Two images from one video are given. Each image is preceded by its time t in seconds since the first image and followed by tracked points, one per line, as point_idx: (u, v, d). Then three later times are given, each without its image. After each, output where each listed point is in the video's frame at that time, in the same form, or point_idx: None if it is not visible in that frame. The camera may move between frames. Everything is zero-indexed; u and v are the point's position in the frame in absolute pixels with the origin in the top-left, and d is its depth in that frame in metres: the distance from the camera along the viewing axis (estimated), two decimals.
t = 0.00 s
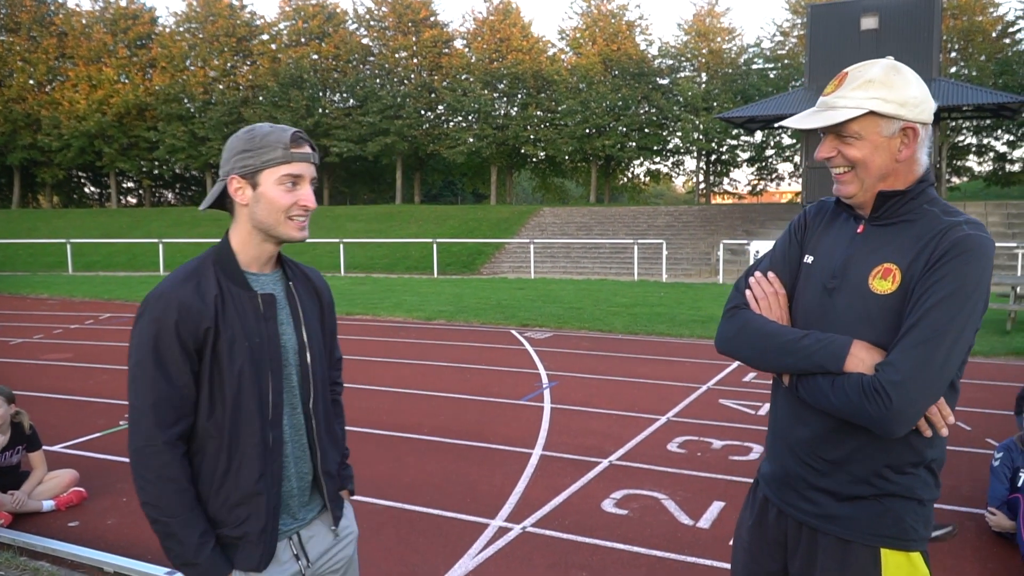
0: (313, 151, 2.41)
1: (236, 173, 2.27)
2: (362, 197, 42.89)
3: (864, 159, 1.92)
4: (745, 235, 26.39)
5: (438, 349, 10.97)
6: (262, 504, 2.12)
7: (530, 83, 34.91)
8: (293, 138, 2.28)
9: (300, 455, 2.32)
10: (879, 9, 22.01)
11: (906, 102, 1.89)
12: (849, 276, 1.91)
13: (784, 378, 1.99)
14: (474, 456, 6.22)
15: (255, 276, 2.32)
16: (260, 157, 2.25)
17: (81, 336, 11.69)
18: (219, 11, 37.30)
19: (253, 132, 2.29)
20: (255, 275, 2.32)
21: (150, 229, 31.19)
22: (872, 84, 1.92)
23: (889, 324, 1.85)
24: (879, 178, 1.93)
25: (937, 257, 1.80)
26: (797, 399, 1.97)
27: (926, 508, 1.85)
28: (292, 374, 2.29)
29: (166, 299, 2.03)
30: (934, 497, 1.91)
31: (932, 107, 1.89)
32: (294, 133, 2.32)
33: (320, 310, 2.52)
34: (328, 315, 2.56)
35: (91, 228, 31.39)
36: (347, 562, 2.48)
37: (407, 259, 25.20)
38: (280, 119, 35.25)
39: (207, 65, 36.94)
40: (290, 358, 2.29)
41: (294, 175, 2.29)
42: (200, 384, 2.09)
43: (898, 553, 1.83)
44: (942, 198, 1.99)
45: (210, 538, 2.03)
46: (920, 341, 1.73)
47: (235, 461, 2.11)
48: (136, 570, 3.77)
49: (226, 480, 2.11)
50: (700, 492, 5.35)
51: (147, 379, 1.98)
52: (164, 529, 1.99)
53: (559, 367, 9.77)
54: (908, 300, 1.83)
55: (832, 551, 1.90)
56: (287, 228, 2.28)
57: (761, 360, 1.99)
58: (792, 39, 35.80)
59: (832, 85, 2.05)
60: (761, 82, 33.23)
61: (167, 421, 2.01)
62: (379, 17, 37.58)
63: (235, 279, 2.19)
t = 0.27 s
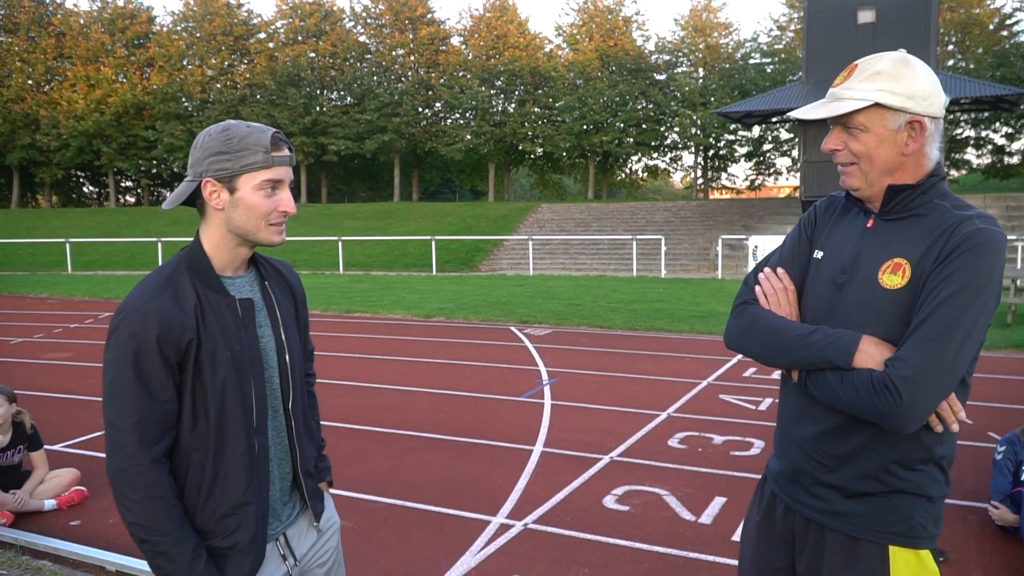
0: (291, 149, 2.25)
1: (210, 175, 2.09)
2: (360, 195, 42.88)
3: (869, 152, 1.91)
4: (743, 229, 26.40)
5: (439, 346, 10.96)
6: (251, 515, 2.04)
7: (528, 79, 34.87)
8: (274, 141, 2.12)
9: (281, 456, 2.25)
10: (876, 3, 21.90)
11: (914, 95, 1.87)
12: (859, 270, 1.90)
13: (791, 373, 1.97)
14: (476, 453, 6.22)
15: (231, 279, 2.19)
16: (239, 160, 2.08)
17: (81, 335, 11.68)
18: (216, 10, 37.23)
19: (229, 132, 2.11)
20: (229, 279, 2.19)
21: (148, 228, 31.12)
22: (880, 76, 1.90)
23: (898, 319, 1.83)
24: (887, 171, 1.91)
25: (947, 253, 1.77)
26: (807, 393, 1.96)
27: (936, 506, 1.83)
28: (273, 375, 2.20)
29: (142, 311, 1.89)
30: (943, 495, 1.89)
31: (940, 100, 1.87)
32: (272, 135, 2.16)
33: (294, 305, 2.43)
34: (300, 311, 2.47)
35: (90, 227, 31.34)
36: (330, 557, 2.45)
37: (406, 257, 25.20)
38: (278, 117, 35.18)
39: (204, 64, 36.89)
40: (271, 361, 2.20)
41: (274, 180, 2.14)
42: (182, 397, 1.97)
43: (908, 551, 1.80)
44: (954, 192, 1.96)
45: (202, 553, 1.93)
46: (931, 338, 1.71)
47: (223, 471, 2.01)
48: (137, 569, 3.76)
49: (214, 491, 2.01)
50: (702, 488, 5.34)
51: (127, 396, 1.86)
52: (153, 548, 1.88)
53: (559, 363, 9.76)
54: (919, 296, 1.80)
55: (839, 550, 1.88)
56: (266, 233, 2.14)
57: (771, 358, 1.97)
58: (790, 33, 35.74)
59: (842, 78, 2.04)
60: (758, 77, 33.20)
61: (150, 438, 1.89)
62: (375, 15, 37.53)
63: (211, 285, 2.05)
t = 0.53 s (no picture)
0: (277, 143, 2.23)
1: (195, 173, 2.07)
2: (362, 192, 42.89)
3: (875, 156, 1.91)
4: (745, 230, 26.39)
5: (440, 344, 10.97)
6: (253, 512, 2.04)
7: (530, 78, 34.86)
8: (257, 136, 2.10)
9: (284, 454, 2.25)
10: (880, 5, 21.88)
11: (921, 98, 1.86)
12: (867, 271, 1.90)
13: (799, 374, 1.96)
14: (477, 452, 6.22)
15: (223, 277, 2.18)
16: (224, 156, 2.06)
17: (82, 331, 11.69)
18: (218, 6, 37.20)
19: (212, 128, 2.09)
20: (222, 276, 2.17)
21: (149, 224, 31.13)
22: (885, 79, 1.90)
23: (904, 321, 1.83)
24: (894, 175, 1.91)
25: (953, 256, 1.77)
26: (813, 394, 1.95)
27: (941, 506, 1.84)
28: (271, 373, 2.20)
29: (134, 313, 1.90)
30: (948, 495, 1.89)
31: (946, 103, 1.87)
32: (257, 130, 2.14)
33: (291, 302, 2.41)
34: (298, 307, 2.46)
35: (91, 223, 31.35)
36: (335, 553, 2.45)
37: (408, 255, 25.21)
38: (280, 114, 35.20)
39: (207, 60, 36.88)
40: (268, 358, 2.19)
41: (260, 175, 2.12)
42: (177, 396, 1.98)
43: (913, 552, 1.81)
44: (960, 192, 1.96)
45: (205, 552, 1.94)
46: (935, 342, 1.71)
47: (223, 470, 2.02)
48: (137, 566, 3.76)
49: (215, 489, 2.02)
50: (702, 487, 5.34)
51: (121, 398, 1.87)
52: (154, 548, 1.89)
53: (560, 362, 9.77)
54: (925, 298, 1.80)
55: (843, 552, 1.88)
56: (254, 229, 2.12)
57: (777, 360, 1.97)
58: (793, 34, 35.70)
59: (847, 80, 2.03)
60: (761, 78, 33.15)
61: (147, 439, 1.90)
62: (378, 12, 37.45)
63: (203, 283, 2.05)
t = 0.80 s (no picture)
0: (276, 142, 2.23)
1: (198, 172, 2.08)
2: (361, 191, 42.85)
3: (876, 157, 1.92)
4: (745, 230, 26.39)
5: (440, 344, 10.96)
6: (253, 508, 2.04)
7: (530, 77, 34.87)
8: (256, 134, 2.10)
9: (291, 452, 2.24)
10: (879, 5, 21.87)
11: (921, 100, 1.87)
12: (869, 272, 1.90)
13: (801, 375, 1.97)
14: (477, 452, 6.22)
15: (229, 273, 2.18)
16: (223, 155, 2.06)
17: (81, 330, 11.68)
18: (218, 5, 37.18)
19: (212, 127, 2.09)
20: (228, 273, 2.18)
21: (149, 223, 31.14)
22: (887, 81, 1.90)
23: (907, 322, 1.83)
24: (895, 177, 1.92)
25: (954, 258, 1.78)
26: (816, 395, 1.95)
27: (943, 508, 1.83)
28: (278, 370, 2.19)
29: (138, 308, 1.92)
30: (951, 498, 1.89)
31: (948, 105, 1.87)
32: (256, 128, 2.14)
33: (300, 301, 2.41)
34: (308, 307, 2.45)
35: (91, 222, 31.32)
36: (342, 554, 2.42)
37: (407, 254, 25.21)
38: (280, 113, 35.20)
39: (207, 58, 36.87)
40: (274, 355, 2.19)
41: (260, 173, 2.12)
42: (181, 391, 1.99)
43: (913, 553, 1.81)
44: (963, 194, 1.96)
45: (203, 546, 1.95)
46: (935, 343, 1.71)
47: (225, 465, 2.02)
48: (137, 566, 3.76)
49: (217, 484, 2.02)
50: (702, 488, 5.34)
51: (125, 390, 1.89)
52: (155, 540, 1.91)
53: (560, 362, 9.77)
54: (926, 298, 1.81)
55: (845, 553, 1.88)
56: (256, 226, 2.13)
57: (779, 360, 1.97)
58: (793, 34, 35.70)
59: (849, 82, 2.04)
60: (761, 78, 33.16)
61: (149, 432, 1.91)
62: (378, 11, 37.39)
63: (208, 280, 2.06)
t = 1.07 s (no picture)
0: (290, 146, 2.22)
1: (212, 173, 2.08)
2: (358, 193, 42.80)
3: (884, 160, 1.93)
4: (743, 232, 26.42)
5: (438, 346, 10.95)
6: (265, 505, 2.01)
7: (528, 79, 34.95)
8: (269, 137, 2.08)
9: (303, 451, 2.21)
10: (875, 7, 21.99)
11: (929, 106, 1.88)
12: (879, 275, 1.90)
13: (811, 377, 1.96)
14: (477, 453, 6.23)
15: (244, 272, 2.16)
16: (235, 158, 2.05)
17: (78, 332, 11.64)
18: (216, 6, 37.18)
19: (227, 132, 2.09)
20: (243, 271, 2.16)
21: (146, 224, 31.07)
22: (896, 85, 1.91)
23: (921, 322, 1.83)
24: (903, 179, 1.92)
25: (966, 260, 1.78)
26: (826, 398, 1.95)
27: (953, 510, 1.83)
28: (291, 370, 2.17)
29: (154, 302, 1.91)
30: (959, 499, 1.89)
31: (956, 112, 1.87)
32: (270, 130, 2.13)
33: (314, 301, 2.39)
34: (321, 308, 2.43)
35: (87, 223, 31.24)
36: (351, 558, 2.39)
37: (405, 255, 25.22)
38: (278, 114, 35.21)
39: (204, 60, 36.82)
40: (287, 353, 2.17)
41: (274, 175, 2.11)
42: (196, 385, 1.98)
43: (922, 555, 1.82)
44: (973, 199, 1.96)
45: (216, 542, 1.93)
46: (949, 343, 1.72)
47: (237, 461, 2.00)
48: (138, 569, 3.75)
49: (228, 481, 2.00)
50: (703, 490, 5.34)
51: (141, 382, 1.88)
52: (167, 534, 1.89)
53: (558, 364, 9.77)
54: (939, 299, 1.81)
55: (854, 554, 1.88)
56: (269, 227, 2.11)
57: (789, 361, 1.97)
58: (790, 37, 35.75)
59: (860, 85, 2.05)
60: (758, 80, 33.23)
61: (165, 426, 1.90)
62: (377, 13, 37.45)
63: (223, 277, 2.05)
